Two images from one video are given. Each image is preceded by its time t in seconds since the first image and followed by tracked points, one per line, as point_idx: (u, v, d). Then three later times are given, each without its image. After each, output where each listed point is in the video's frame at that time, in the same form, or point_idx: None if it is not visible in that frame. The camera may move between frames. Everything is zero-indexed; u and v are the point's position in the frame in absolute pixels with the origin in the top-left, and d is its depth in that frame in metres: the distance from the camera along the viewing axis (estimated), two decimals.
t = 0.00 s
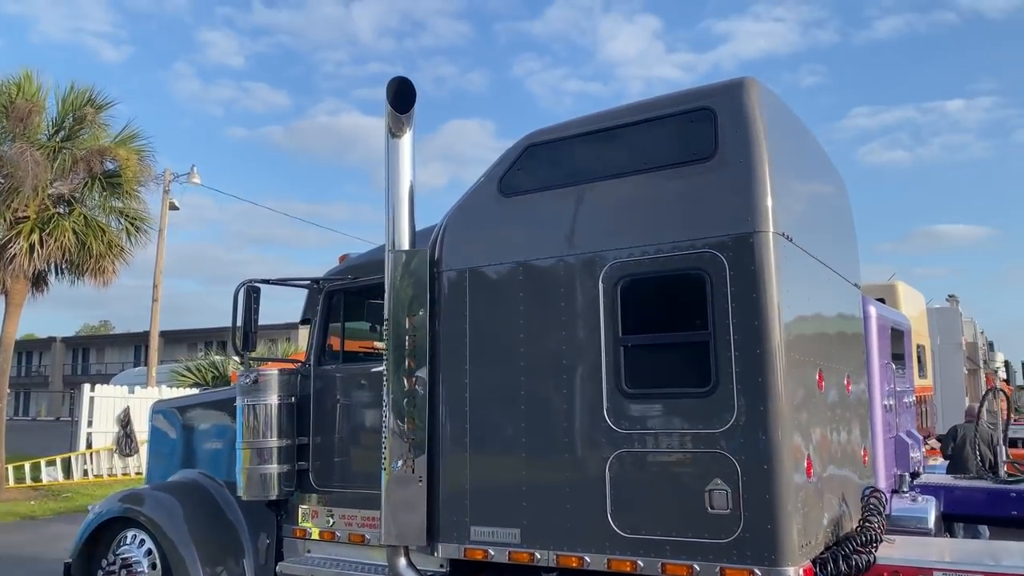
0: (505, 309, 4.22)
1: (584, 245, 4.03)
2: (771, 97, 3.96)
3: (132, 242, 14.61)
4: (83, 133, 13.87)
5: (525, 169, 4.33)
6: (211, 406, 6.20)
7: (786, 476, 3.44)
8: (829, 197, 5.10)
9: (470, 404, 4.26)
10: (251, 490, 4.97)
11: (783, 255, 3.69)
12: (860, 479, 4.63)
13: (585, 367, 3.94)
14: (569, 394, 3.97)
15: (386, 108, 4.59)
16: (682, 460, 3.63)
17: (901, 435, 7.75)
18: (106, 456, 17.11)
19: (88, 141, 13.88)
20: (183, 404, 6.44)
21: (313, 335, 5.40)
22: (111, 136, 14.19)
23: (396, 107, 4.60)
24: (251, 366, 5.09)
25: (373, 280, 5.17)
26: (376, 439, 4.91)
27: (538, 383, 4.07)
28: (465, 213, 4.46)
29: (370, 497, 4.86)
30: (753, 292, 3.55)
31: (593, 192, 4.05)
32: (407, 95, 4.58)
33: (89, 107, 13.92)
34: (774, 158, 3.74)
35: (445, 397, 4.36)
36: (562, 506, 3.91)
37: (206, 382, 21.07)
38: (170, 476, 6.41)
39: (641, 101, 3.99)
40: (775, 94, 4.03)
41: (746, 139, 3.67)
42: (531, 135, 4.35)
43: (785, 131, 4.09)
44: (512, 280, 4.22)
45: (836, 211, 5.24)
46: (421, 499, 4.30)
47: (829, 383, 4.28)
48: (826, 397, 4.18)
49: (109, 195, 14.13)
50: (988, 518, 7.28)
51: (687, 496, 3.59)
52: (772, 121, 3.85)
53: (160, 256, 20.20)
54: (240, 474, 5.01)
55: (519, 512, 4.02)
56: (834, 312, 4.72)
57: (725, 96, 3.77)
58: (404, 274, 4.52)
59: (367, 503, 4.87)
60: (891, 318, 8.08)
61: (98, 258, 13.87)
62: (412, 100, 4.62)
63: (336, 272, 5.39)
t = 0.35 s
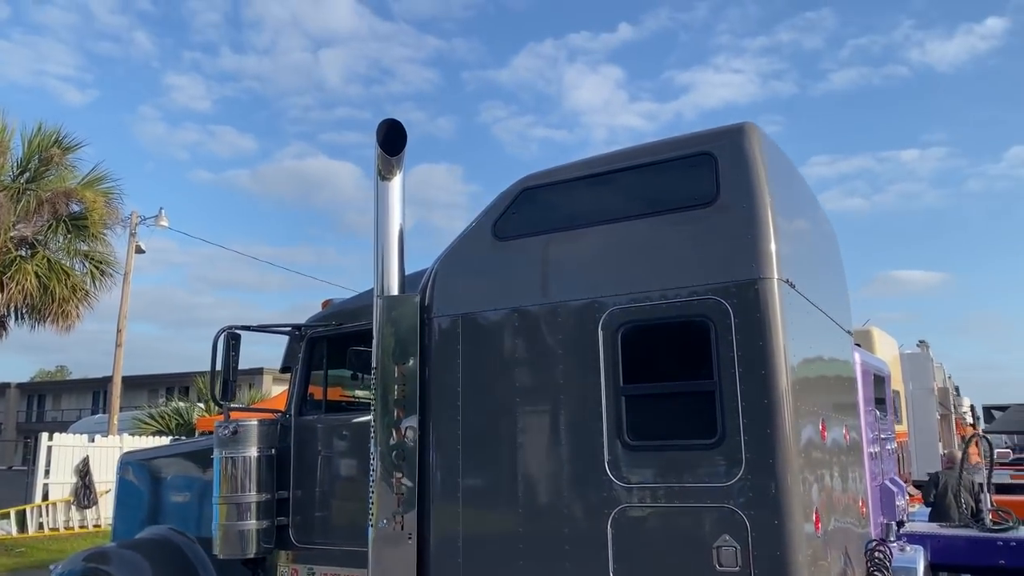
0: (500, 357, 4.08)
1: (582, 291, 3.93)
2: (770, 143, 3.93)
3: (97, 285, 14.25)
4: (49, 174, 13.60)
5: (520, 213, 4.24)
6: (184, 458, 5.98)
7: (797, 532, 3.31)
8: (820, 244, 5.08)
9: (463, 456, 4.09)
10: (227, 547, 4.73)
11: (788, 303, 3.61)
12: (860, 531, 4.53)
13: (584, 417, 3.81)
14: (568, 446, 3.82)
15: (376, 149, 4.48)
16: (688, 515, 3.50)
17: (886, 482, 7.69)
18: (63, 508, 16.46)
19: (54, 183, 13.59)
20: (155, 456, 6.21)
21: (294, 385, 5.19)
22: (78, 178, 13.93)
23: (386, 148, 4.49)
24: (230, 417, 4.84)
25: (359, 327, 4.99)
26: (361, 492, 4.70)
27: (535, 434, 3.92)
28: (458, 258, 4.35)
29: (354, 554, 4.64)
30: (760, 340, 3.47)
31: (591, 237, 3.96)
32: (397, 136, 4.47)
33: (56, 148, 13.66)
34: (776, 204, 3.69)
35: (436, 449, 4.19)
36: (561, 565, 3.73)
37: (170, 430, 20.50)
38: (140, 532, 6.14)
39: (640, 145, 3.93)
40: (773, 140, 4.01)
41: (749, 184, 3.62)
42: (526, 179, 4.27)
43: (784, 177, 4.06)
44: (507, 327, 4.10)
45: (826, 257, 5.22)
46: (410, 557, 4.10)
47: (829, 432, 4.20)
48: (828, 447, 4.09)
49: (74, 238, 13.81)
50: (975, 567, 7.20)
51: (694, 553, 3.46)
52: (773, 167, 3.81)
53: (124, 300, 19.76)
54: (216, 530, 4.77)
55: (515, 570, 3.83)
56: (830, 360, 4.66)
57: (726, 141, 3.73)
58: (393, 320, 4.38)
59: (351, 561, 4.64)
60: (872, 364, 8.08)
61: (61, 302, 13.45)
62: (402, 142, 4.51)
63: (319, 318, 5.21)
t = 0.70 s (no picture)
0: (489, 370, 4.00)
1: (575, 304, 3.87)
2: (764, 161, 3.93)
3: (50, 292, 13.80)
4: (4, 176, 13.17)
5: (511, 225, 4.18)
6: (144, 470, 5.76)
7: (793, 553, 3.27)
8: (804, 263, 5.10)
9: (448, 472, 3.99)
10: (196, 565, 4.54)
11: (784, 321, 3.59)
12: (842, 551, 4.53)
13: (576, 434, 3.74)
14: (559, 463, 3.75)
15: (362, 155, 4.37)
16: (682, 535, 3.44)
17: (854, 502, 7.74)
18: (6, 522, 15.85)
19: (8, 185, 13.16)
20: (114, 468, 5.98)
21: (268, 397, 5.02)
22: (33, 181, 13.51)
23: (373, 155, 4.39)
24: (203, 429, 4.67)
25: (339, 338, 4.86)
26: (338, 508, 4.56)
27: (523, 450, 3.84)
28: (446, 269, 4.26)
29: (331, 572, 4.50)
30: (756, 357, 3.44)
31: (585, 250, 3.91)
32: (385, 143, 4.38)
33: (12, 150, 13.26)
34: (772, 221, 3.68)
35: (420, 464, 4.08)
36: None
37: (121, 442, 19.94)
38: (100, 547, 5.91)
39: (635, 159, 3.91)
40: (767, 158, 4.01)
41: (746, 201, 3.60)
42: (517, 190, 4.22)
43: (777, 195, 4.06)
44: (497, 340, 4.02)
45: (809, 276, 5.24)
46: None
47: (816, 452, 4.19)
48: (816, 467, 4.08)
49: (28, 242, 13.37)
50: None
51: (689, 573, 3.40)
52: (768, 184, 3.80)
53: (76, 308, 19.19)
54: (184, 546, 4.59)
55: None
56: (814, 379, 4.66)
57: (724, 158, 3.71)
58: (378, 331, 4.26)
59: None
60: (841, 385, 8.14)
61: (13, 308, 12.98)
62: (390, 148, 4.41)
63: (296, 328, 5.06)
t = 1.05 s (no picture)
0: (484, 352, 3.95)
1: (574, 286, 3.83)
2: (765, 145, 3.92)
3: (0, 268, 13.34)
4: None
5: (508, 205, 4.12)
6: (110, 452, 5.57)
7: (793, 536, 3.29)
8: (792, 250, 5.13)
9: (441, 454, 3.93)
10: (175, 547, 4.42)
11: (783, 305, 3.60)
12: (825, 534, 4.58)
13: (574, 417, 3.71)
14: (556, 445, 3.72)
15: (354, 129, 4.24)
16: (682, 518, 3.43)
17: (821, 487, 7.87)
18: None
19: None
20: (79, 449, 5.78)
21: (248, 378, 4.89)
22: None
23: (365, 130, 4.26)
24: (182, 409, 4.51)
25: (324, 317, 4.75)
26: (322, 491, 4.47)
27: (519, 432, 3.80)
28: (441, 248, 4.19)
29: (315, 555, 4.42)
30: (758, 341, 3.44)
31: (584, 232, 3.87)
32: (377, 118, 4.25)
33: None
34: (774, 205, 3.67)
35: (412, 446, 4.02)
36: (547, 567, 3.63)
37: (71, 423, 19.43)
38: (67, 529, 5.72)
39: (636, 140, 3.87)
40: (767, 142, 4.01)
41: (749, 184, 3.59)
42: (515, 170, 4.17)
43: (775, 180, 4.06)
44: (492, 321, 3.97)
45: (795, 263, 5.27)
46: (382, 559, 3.90)
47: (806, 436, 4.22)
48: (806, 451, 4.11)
49: None
50: (904, 570, 7.44)
51: (687, 556, 3.40)
52: (769, 168, 3.80)
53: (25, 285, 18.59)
54: (162, 529, 4.47)
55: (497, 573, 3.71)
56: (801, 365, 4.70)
57: (727, 141, 3.70)
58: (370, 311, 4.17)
59: (311, 563, 4.42)
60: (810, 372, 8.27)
61: None
62: (382, 123, 4.28)
63: (277, 306, 4.92)
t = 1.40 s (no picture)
0: (491, 312, 3.87)
1: (584, 245, 3.75)
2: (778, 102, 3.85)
3: None
4: None
5: (514, 161, 4.02)
6: (90, 416, 5.38)
7: (808, 496, 3.28)
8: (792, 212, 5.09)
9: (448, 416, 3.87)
10: (169, 512, 4.32)
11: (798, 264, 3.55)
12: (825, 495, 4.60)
13: (584, 378, 3.64)
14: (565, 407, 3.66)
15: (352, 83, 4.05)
16: (695, 479, 3.40)
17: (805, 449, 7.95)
18: None
19: None
20: (57, 413, 5.59)
21: (240, 339, 4.75)
22: None
23: (364, 84, 4.06)
24: (174, 371, 4.38)
25: (320, 276, 4.60)
26: (320, 455, 4.38)
27: (527, 393, 3.74)
28: (445, 207, 4.09)
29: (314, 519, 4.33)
30: (774, 301, 3.39)
31: (594, 189, 3.79)
32: (377, 72, 4.05)
33: None
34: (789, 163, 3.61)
35: (417, 408, 3.95)
36: (557, 529, 3.58)
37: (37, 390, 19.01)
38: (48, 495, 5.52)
39: (649, 95, 3.78)
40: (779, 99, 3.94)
41: (765, 141, 3.52)
42: (522, 125, 4.06)
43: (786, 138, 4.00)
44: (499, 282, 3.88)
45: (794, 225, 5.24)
46: (387, 523, 3.84)
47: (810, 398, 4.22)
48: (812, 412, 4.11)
49: None
50: (886, 529, 7.57)
51: (701, 517, 3.38)
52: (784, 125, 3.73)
53: None
54: (155, 493, 4.35)
55: (506, 535, 3.66)
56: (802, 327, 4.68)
57: (743, 96, 3.62)
58: (371, 270, 4.06)
59: (308, 527, 4.34)
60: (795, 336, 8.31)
61: None
62: (382, 78, 4.08)
63: (270, 267, 4.76)
